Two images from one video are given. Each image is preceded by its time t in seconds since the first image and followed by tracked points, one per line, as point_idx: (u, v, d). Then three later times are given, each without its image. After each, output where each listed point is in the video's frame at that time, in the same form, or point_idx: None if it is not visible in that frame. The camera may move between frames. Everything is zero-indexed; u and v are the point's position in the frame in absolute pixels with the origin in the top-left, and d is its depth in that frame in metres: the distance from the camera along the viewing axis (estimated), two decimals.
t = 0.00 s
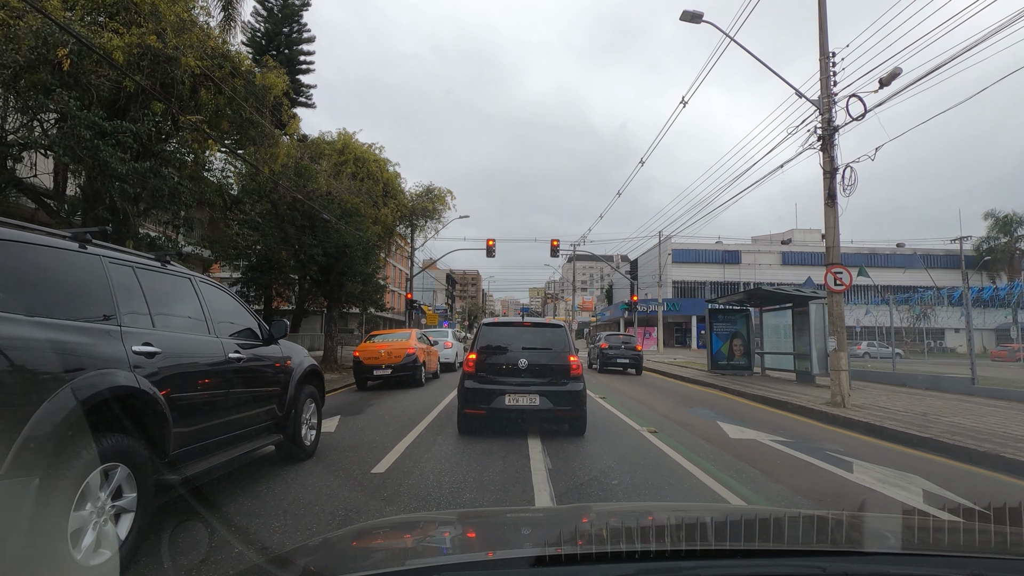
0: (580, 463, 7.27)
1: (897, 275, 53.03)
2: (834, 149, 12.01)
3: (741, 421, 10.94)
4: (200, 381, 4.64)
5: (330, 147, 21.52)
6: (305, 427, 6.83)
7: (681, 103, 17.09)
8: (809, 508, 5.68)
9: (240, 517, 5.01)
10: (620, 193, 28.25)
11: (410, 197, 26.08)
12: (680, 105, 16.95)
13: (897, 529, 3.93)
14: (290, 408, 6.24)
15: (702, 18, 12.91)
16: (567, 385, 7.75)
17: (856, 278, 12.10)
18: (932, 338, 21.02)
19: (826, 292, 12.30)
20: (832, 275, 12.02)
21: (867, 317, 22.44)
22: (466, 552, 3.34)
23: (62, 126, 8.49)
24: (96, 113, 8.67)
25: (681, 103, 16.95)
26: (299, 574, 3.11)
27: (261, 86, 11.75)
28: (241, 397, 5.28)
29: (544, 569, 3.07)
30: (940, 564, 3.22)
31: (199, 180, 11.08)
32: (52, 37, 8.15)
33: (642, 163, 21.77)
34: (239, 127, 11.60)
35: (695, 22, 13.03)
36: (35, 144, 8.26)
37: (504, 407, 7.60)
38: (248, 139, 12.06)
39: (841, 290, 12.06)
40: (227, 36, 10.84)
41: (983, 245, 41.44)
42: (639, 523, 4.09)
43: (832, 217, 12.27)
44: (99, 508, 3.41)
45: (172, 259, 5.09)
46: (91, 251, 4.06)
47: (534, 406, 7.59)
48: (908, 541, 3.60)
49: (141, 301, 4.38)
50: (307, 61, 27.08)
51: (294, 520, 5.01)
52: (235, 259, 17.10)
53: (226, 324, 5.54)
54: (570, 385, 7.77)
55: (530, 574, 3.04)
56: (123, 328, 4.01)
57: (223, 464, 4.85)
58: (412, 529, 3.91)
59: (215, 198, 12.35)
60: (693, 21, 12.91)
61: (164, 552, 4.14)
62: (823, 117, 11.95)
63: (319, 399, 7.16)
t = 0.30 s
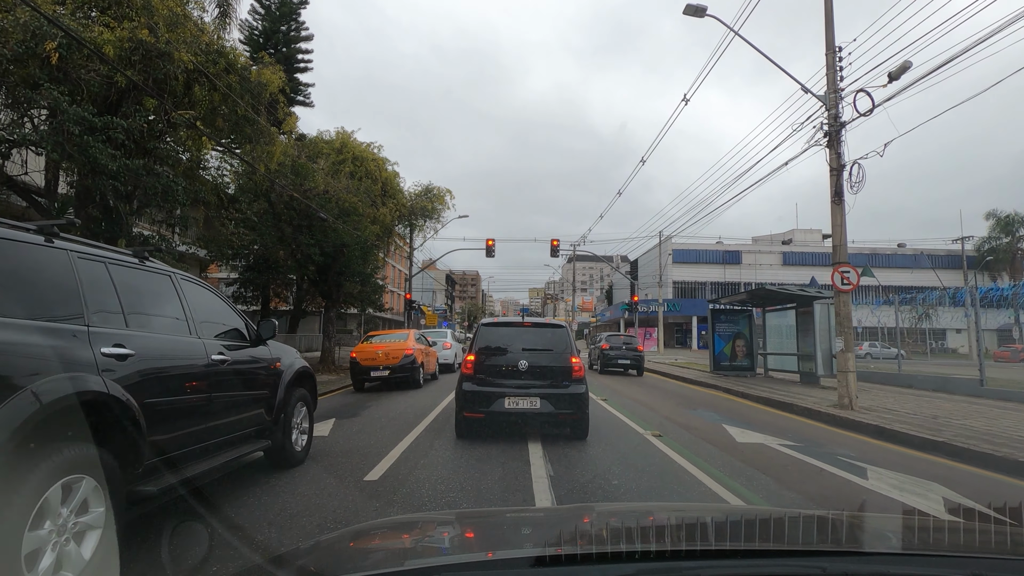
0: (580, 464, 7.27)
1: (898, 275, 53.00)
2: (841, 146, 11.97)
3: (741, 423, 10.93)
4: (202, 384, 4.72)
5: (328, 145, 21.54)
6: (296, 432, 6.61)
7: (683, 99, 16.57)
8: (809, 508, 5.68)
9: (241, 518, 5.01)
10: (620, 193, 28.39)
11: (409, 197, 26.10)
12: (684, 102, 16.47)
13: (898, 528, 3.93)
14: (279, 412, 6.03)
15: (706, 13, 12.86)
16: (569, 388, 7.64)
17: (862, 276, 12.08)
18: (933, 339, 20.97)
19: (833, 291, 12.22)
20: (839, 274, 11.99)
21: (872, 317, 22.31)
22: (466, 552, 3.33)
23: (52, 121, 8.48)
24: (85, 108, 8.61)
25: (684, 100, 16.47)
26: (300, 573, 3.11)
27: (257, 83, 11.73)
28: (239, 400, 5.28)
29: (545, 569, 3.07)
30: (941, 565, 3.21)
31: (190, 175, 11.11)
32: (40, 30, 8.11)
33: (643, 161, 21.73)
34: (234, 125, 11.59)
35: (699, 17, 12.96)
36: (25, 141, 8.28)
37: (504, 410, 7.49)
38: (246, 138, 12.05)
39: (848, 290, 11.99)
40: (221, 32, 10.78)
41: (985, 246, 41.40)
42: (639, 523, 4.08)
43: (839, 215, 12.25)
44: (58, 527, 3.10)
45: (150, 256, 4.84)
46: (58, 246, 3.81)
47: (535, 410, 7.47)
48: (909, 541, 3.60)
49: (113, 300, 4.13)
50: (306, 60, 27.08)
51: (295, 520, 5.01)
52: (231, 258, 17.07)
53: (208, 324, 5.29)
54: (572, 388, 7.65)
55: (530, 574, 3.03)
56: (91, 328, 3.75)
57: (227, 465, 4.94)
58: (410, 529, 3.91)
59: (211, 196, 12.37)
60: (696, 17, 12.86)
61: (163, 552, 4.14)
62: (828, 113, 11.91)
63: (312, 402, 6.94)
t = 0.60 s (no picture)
0: (581, 464, 7.27)
1: (898, 275, 52.97)
2: (846, 142, 11.96)
3: (743, 424, 10.91)
4: (201, 387, 4.77)
5: (326, 144, 21.58)
6: (287, 436, 6.42)
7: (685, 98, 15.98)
8: (809, 508, 5.68)
9: (242, 518, 5.01)
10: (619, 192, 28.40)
11: (408, 196, 26.10)
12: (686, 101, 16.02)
13: (897, 529, 3.92)
14: (269, 415, 5.85)
15: (708, 7, 12.81)
16: (569, 390, 7.62)
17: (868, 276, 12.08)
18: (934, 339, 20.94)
19: (839, 290, 12.19)
20: (846, 272, 11.98)
21: (874, 317, 22.20)
22: (465, 552, 3.33)
23: (41, 116, 8.45)
24: (75, 104, 8.57)
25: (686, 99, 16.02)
26: (300, 573, 3.11)
27: (253, 80, 11.72)
28: (228, 403, 5.15)
29: (545, 569, 3.07)
30: (939, 564, 3.21)
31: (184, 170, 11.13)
32: (30, 23, 8.18)
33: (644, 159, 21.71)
34: (227, 122, 11.59)
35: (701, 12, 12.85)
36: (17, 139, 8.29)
37: (503, 412, 7.46)
38: (243, 136, 12.06)
39: (855, 289, 11.98)
40: (216, 27, 10.76)
41: (986, 245, 41.36)
42: (639, 523, 4.08)
43: (844, 212, 12.24)
44: (18, 545, 2.83)
45: (129, 251, 4.61)
46: (24, 240, 3.57)
47: (535, 413, 7.44)
48: (907, 541, 3.60)
49: (85, 299, 3.91)
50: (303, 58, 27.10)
51: (296, 521, 5.00)
52: (228, 257, 17.11)
53: (190, 323, 5.06)
54: (573, 390, 7.63)
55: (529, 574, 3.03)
56: (59, 328, 3.53)
57: (225, 466, 4.98)
58: (408, 529, 3.91)
59: (207, 194, 12.44)
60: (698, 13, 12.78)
61: (163, 553, 4.13)
62: (833, 109, 11.89)
63: (303, 406, 6.76)
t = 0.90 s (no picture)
0: (582, 465, 7.26)
1: (899, 276, 52.92)
2: (851, 139, 11.95)
3: (746, 426, 10.89)
4: (201, 391, 4.81)
5: (325, 143, 21.62)
6: (279, 440, 6.25)
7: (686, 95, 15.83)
8: (808, 508, 5.69)
9: (243, 518, 5.02)
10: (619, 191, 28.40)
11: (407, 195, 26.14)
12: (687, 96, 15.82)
13: (898, 529, 3.92)
14: (260, 419, 5.70)
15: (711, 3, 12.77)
16: (571, 392, 7.62)
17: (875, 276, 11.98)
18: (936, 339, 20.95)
19: (844, 289, 12.16)
20: (852, 272, 11.93)
21: (876, 317, 22.13)
22: (465, 552, 3.33)
23: (32, 113, 8.43)
24: (67, 101, 8.52)
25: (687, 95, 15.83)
26: (301, 574, 3.11)
27: (249, 77, 11.74)
28: (217, 406, 5.02)
29: (545, 569, 3.07)
30: (938, 565, 3.21)
31: (179, 166, 11.19)
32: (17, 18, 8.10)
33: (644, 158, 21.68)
34: (222, 119, 11.65)
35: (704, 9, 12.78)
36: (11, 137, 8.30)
37: (503, 415, 7.44)
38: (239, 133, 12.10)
39: (860, 289, 11.95)
40: (212, 24, 10.75)
41: (987, 245, 41.39)
42: (639, 523, 4.07)
43: (850, 210, 12.23)
44: None
45: (109, 247, 4.44)
46: None
47: (535, 415, 7.43)
48: (905, 540, 3.60)
49: (59, 297, 3.74)
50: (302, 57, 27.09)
51: (296, 520, 5.01)
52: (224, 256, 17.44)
53: (175, 323, 4.89)
54: (574, 392, 7.63)
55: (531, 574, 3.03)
56: (28, 329, 3.35)
57: (223, 468, 5.00)
58: (407, 529, 3.91)
59: (203, 193, 12.56)
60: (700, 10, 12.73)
61: (163, 553, 4.13)
62: (839, 105, 11.87)
63: (296, 410, 6.60)
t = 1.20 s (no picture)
0: (583, 467, 7.26)
1: (900, 276, 52.89)
2: (855, 137, 11.94)
3: (747, 427, 10.87)
4: (198, 393, 4.78)
5: (323, 142, 21.65)
6: (272, 443, 6.10)
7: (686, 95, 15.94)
8: (808, 508, 5.69)
9: (243, 518, 5.02)
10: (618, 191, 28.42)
11: (406, 195, 26.16)
12: (686, 96, 15.93)
13: (897, 529, 3.92)
14: (251, 422, 5.55)
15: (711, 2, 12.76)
16: (572, 393, 7.62)
17: (880, 275, 11.99)
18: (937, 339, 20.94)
19: (849, 289, 12.15)
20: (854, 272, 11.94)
21: (878, 317, 22.11)
22: (464, 552, 3.33)
23: (26, 109, 8.43)
24: (61, 98, 8.50)
25: (687, 95, 15.94)
26: (300, 573, 3.11)
27: (246, 74, 11.72)
28: (208, 408, 4.89)
29: (545, 569, 3.07)
30: (937, 565, 3.20)
31: (177, 166, 11.17)
32: (10, 13, 8.10)
33: (644, 157, 21.68)
34: (220, 118, 11.64)
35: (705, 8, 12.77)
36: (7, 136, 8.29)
37: (503, 417, 7.43)
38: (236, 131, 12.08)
39: (865, 288, 11.94)
40: (209, 21, 10.79)
41: (987, 244, 41.37)
42: (639, 523, 4.07)
43: (855, 208, 12.23)
44: None
45: (91, 244, 4.29)
46: None
47: (536, 416, 7.43)
48: (903, 540, 3.60)
49: (35, 295, 3.58)
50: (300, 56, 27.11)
51: (296, 521, 5.02)
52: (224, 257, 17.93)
53: (160, 323, 4.74)
54: (575, 393, 7.63)
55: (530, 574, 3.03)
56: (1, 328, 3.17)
57: (220, 468, 5.01)
58: (406, 529, 3.91)
59: (200, 192, 12.55)
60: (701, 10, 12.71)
61: (164, 553, 4.14)
62: (843, 102, 11.85)
63: (291, 412, 6.46)
